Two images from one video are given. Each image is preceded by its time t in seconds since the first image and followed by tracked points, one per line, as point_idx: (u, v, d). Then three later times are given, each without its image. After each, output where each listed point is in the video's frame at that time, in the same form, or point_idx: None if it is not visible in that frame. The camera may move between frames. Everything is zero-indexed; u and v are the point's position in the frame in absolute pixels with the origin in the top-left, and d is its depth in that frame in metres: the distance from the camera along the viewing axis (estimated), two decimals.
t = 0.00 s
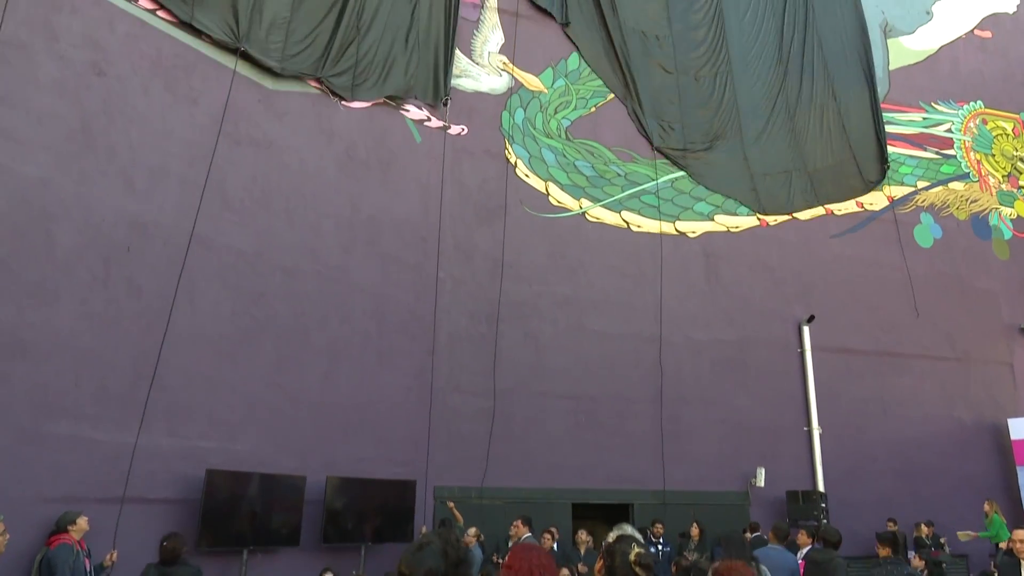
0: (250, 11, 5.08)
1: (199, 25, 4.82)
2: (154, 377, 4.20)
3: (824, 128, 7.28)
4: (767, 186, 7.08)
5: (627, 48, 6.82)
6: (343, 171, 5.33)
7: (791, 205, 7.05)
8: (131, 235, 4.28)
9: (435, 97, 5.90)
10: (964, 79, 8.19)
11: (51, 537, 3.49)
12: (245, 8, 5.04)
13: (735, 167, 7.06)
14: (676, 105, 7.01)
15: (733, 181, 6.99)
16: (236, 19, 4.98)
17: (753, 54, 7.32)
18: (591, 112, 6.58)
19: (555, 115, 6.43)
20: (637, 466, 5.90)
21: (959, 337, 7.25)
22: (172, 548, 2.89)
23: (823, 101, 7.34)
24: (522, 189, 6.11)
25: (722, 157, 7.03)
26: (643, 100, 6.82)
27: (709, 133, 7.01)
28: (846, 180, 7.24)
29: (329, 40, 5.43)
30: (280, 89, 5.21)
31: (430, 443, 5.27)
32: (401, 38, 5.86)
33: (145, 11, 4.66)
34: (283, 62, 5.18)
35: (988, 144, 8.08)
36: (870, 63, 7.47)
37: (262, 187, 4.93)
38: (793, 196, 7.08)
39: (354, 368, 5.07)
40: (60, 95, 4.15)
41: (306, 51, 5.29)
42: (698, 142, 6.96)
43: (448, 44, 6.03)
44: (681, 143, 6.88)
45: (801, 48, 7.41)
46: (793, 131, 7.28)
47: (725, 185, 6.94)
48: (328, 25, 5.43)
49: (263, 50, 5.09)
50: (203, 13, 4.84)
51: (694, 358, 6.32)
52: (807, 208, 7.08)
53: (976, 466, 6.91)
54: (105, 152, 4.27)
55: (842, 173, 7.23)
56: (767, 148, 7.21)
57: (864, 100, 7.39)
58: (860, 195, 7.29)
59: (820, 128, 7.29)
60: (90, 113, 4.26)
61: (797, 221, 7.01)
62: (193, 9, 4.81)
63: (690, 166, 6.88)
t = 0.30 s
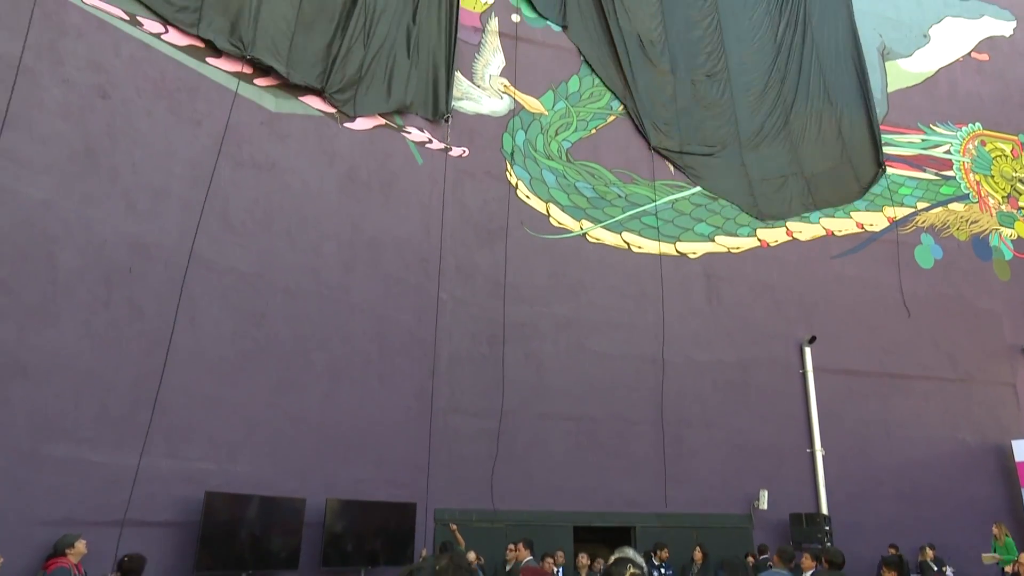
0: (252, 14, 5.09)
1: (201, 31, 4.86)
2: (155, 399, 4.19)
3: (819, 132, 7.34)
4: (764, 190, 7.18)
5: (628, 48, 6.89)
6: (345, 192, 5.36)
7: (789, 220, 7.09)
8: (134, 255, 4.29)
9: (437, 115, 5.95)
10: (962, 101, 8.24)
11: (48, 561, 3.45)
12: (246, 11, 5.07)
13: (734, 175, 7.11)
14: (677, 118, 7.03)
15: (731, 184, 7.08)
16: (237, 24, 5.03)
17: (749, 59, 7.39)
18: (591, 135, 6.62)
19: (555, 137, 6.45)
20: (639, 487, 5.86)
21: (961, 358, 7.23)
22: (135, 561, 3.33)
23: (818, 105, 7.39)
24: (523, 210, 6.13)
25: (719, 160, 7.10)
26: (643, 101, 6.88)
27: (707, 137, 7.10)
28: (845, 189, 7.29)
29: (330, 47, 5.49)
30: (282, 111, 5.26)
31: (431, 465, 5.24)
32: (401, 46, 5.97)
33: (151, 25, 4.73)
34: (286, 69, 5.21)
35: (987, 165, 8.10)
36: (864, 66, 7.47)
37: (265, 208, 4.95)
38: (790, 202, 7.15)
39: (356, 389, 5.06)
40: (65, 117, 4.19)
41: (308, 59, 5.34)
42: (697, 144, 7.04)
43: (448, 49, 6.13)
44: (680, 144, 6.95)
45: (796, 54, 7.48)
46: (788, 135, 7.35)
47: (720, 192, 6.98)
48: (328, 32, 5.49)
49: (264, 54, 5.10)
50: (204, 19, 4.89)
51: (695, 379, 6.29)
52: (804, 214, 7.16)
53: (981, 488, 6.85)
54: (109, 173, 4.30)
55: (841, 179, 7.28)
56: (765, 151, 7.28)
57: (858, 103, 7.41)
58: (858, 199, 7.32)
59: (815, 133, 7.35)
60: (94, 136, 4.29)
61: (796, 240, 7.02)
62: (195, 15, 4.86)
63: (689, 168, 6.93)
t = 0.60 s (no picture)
0: (254, 35, 5.34)
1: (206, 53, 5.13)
2: (156, 423, 4.35)
3: (817, 142, 7.39)
4: (764, 197, 7.14)
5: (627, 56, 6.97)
6: (348, 218, 5.43)
7: (791, 245, 7.07)
8: (138, 282, 4.50)
9: (439, 126, 6.02)
10: (962, 125, 8.28)
11: None
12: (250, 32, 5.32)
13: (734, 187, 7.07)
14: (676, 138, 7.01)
15: (731, 190, 7.05)
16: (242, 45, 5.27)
17: (748, 71, 7.44)
18: (593, 160, 6.64)
19: (558, 162, 6.47)
20: (644, 515, 5.78)
21: (966, 383, 7.18)
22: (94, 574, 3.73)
23: (817, 116, 7.45)
24: (525, 235, 6.12)
25: (718, 169, 7.07)
26: (641, 108, 6.93)
27: (706, 145, 7.08)
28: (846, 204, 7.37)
29: (336, 65, 5.68)
30: (288, 137, 5.40)
31: (434, 492, 5.19)
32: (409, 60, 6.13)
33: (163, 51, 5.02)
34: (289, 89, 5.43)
35: (988, 190, 8.11)
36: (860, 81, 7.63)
37: (269, 234, 5.08)
38: (788, 211, 7.16)
39: (359, 415, 5.07)
40: (72, 146, 4.48)
41: (312, 76, 5.54)
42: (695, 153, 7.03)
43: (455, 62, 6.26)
44: (678, 151, 6.96)
45: (795, 65, 7.54)
46: (787, 145, 7.33)
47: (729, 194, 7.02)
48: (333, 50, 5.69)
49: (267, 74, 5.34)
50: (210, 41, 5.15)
51: (699, 405, 6.25)
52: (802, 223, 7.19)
53: (989, 514, 6.77)
54: (114, 204, 4.55)
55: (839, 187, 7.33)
56: (766, 159, 7.25)
57: (856, 116, 7.52)
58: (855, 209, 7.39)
59: (814, 143, 7.39)
60: (100, 163, 4.57)
61: (797, 264, 7.00)
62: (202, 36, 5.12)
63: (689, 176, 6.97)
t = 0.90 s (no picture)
0: (263, 43, 5.46)
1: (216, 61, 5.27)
2: (162, 443, 4.38)
3: (817, 149, 7.52)
4: (767, 199, 7.19)
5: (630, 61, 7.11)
6: (353, 238, 5.45)
7: (796, 263, 7.01)
8: (145, 302, 4.55)
9: (449, 129, 6.10)
10: (967, 144, 8.28)
11: None
12: (260, 40, 5.44)
13: (733, 191, 7.13)
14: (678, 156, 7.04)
15: (733, 192, 7.10)
16: (252, 53, 5.41)
17: (751, 78, 7.57)
18: (598, 180, 6.65)
19: (562, 182, 6.49)
20: (651, 537, 5.69)
21: (975, 402, 7.11)
22: None
23: (817, 123, 7.58)
24: (530, 255, 6.11)
25: (720, 172, 7.13)
26: (642, 111, 7.02)
27: (709, 147, 7.15)
28: (849, 223, 7.36)
29: (343, 73, 5.80)
30: (293, 158, 5.44)
31: (438, 514, 5.15)
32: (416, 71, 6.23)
33: (173, 60, 5.14)
34: (296, 98, 5.56)
35: (994, 208, 8.09)
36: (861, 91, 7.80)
37: (275, 254, 5.12)
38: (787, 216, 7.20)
39: (363, 436, 5.06)
40: (80, 168, 4.55)
41: (319, 86, 5.68)
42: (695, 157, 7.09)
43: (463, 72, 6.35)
44: (681, 152, 7.03)
45: (796, 74, 7.70)
46: (789, 150, 7.43)
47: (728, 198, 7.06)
48: (340, 59, 5.82)
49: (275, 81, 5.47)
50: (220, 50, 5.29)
51: (706, 425, 6.17)
52: (802, 229, 7.22)
53: (1000, 536, 6.67)
54: (122, 226, 4.61)
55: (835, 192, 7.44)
56: (767, 163, 7.35)
57: (856, 125, 7.68)
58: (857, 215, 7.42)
59: (815, 149, 7.51)
60: (109, 184, 4.64)
61: (803, 283, 6.94)
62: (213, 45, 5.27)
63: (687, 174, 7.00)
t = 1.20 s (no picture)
0: (266, 49, 5.58)
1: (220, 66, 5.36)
2: (169, 467, 4.39)
3: (819, 150, 7.57)
4: (767, 202, 7.28)
5: (633, 65, 7.20)
6: (361, 261, 5.48)
7: (804, 285, 6.96)
8: (154, 325, 4.59)
9: (458, 133, 6.22)
10: (974, 165, 8.27)
11: None
12: (264, 47, 5.57)
13: (735, 196, 7.20)
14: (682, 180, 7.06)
15: (734, 196, 7.19)
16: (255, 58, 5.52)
17: (750, 83, 7.69)
18: (605, 202, 6.67)
19: (569, 205, 6.52)
20: (661, 563, 5.59)
21: (989, 424, 7.01)
22: None
23: (818, 125, 7.63)
24: (537, 277, 6.11)
25: (722, 176, 7.23)
26: (648, 114, 7.08)
27: (710, 151, 7.27)
28: (857, 244, 7.33)
29: (346, 77, 5.89)
30: (301, 182, 5.48)
31: (446, 539, 5.11)
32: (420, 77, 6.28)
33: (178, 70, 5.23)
34: (299, 101, 5.64)
35: (1002, 229, 8.06)
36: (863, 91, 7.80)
37: (283, 278, 5.14)
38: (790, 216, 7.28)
39: (371, 460, 5.04)
40: (92, 193, 4.62)
41: (322, 89, 5.75)
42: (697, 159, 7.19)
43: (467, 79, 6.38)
44: (683, 157, 7.11)
45: (795, 76, 7.77)
46: (790, 152, 7.50)
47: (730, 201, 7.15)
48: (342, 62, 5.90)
49: (278, 85, 5.57)
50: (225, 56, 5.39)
51: (716, 447, 6.09)
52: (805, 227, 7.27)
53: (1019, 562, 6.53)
54: (132, 250, 4.66)
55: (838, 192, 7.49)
56: (768, 166, 7.42)
57: (858, 125, 7.68)
58: (861, 227, 7.42)
59: (816, 151, 7.56)
60: (120, 209, 4.69)
61: (812, 304, 6.89)
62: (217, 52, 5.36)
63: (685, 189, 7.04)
